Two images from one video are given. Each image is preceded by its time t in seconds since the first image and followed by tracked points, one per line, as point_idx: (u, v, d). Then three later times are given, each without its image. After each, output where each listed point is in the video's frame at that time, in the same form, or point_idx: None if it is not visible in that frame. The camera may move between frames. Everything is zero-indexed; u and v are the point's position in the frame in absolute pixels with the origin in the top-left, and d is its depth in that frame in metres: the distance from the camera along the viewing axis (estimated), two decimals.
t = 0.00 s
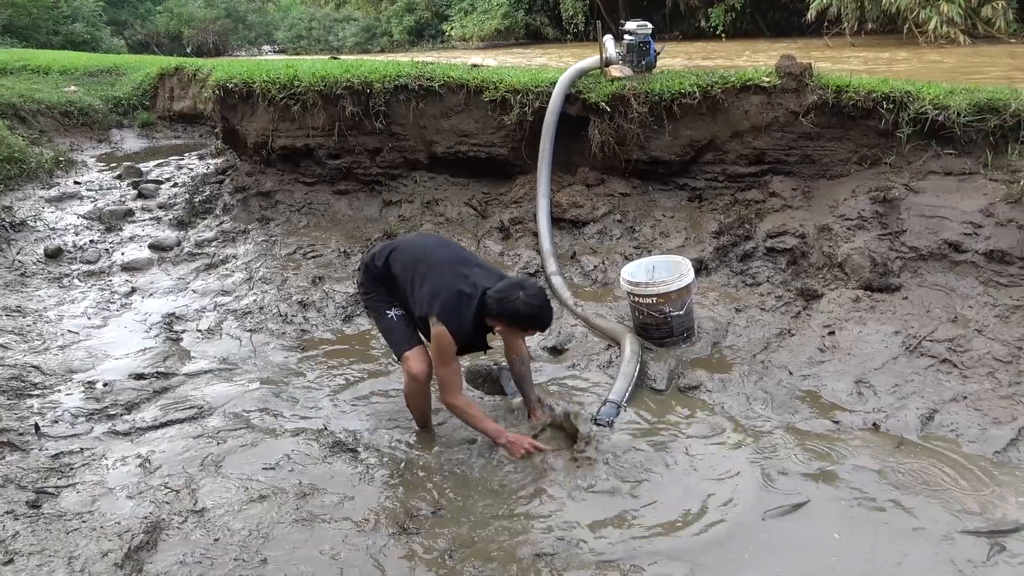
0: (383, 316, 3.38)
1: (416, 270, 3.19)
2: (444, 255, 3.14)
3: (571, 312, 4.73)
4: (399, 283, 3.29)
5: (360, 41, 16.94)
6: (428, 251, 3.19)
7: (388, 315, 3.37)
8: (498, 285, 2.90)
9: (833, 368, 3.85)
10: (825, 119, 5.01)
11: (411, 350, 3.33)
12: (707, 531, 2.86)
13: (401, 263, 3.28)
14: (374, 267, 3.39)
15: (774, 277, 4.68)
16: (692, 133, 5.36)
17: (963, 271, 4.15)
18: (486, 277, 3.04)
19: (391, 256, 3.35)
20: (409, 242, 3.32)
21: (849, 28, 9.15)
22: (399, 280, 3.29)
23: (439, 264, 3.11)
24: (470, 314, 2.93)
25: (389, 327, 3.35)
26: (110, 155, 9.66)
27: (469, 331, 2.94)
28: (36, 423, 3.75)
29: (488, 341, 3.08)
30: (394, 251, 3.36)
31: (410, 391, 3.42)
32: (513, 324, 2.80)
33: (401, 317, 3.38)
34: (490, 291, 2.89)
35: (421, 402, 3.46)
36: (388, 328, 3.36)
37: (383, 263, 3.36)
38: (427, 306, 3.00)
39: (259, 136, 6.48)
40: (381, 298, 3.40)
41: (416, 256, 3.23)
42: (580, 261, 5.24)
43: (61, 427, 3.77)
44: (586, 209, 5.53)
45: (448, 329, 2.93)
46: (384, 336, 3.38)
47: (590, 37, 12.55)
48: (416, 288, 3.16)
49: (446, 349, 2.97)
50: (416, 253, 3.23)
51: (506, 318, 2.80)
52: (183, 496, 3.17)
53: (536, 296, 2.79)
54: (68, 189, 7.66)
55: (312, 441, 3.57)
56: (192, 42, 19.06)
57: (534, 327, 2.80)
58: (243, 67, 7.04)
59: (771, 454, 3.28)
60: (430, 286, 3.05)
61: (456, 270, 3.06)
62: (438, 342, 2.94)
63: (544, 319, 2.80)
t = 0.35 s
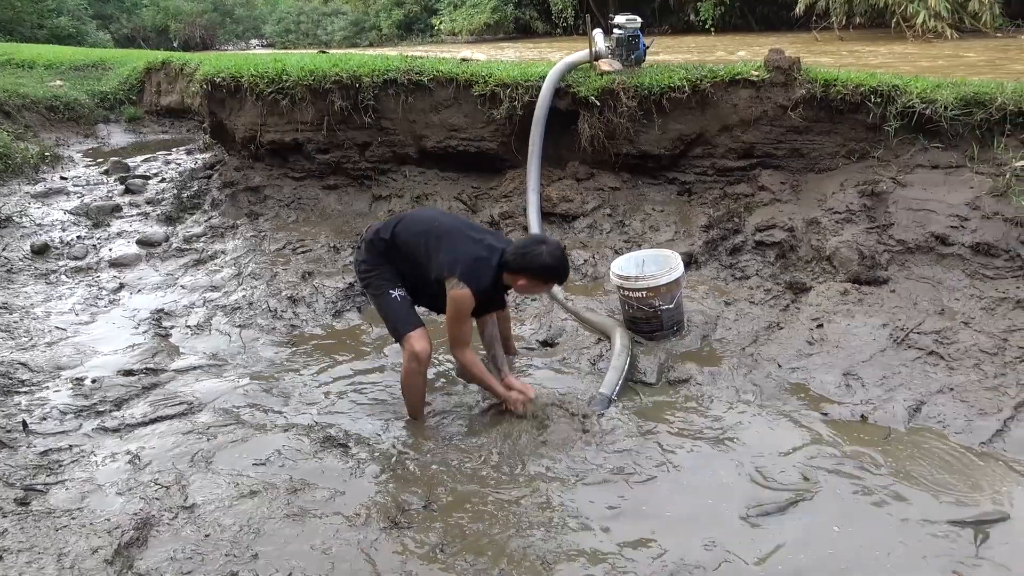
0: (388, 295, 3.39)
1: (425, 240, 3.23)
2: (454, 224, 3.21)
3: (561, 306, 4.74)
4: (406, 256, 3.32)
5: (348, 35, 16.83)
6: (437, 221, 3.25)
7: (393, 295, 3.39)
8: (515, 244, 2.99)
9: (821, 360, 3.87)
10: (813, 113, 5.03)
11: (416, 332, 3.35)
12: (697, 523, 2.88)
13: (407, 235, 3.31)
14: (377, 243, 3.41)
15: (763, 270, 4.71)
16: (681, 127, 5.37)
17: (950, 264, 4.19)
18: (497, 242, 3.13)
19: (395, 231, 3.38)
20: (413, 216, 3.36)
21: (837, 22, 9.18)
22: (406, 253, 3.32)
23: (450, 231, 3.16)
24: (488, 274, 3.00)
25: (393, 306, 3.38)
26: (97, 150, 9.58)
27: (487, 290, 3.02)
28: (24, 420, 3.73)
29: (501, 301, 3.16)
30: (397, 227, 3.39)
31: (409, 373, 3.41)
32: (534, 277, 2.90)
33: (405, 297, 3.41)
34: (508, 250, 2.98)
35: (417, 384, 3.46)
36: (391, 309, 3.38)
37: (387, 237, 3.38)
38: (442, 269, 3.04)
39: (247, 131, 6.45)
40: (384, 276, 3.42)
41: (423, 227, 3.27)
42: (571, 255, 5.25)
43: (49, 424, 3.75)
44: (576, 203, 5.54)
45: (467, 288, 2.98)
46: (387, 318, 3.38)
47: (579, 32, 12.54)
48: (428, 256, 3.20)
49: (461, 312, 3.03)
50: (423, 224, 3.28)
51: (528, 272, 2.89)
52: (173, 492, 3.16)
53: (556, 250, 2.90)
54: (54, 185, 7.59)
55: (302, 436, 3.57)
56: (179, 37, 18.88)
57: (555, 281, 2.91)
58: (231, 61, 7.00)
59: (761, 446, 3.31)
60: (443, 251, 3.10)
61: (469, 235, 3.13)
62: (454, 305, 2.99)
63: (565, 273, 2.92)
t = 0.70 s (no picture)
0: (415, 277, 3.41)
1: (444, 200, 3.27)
2: (465, 173, 3.27)
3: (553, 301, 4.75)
4: (428, 225, 3.36)
5: (338, 30, 16.73)
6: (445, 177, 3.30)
7: (416, 277, 3.42)
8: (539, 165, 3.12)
9: (811, 354, 3.90)
10: (803, 108, 5.05)
11: (433, 314, 3.44)
12: (691, 518, 2.89)
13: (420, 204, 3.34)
14: (394, 224, 3.43)
15: (753, 265, 4.73)
16: (672, 122, 5.38)
17: (938, 258, 4.23)
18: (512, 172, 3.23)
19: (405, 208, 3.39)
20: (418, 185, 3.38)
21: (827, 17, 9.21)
22: (427, 221, 3.35)
23: (466, 180, 3.23)
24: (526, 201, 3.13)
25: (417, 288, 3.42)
26: (85, 146, 9.52)
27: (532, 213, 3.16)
28: (13, 418, 3.71)
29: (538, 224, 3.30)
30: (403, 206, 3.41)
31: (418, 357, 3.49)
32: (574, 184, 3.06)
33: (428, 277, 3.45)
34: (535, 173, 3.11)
35: (421, 368, 3.52)
36: (414, 291, 3.42)
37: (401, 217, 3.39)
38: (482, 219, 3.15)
39: (237, 127, 6.42)
40: (410, 257, 3.43)
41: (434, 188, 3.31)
42: (562, 250, 5.26)
43: (39, 421, 3.73)
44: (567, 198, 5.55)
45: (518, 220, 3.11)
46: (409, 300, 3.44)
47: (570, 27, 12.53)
48: (455, 213, 3.26)
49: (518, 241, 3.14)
50: (432, 186, 3.32)
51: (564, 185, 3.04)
52: (165, 489, 3.15)
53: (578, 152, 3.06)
54: (42, 181, 7.54)
55: (294, 432, 3.57)
56: (168, 31, 18.71)
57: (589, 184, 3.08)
58: (220, 56, 6.96)
59: (750, 439, 3.33)
60: (471, 199, 3.18)
61: (487, 176, 3.21)
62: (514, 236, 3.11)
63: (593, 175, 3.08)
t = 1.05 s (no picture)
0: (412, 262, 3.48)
1: (444, 186, 3.32)
2: (466, 161, 3.32)
3: (542, 298, 4.76)
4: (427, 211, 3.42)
5: (326, 27, 16.59)
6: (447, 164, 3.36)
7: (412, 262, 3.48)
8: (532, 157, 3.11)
9: (798, 350, 3.92)
10: (790, 104, 5.07)
11: (422, 297, 3.45)
12: (681, 513, 2.91)
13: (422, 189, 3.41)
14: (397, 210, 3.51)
15: (741, 261, 4.75)
16: (660, 119, 5.40)
17: (923, 253, 4.27)
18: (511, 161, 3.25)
19: (408, 192, 3.47)
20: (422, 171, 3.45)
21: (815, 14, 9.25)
22: (428, 207, 3.42)
23: (466, 166, 3.28)
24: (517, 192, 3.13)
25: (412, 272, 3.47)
26: (71, 143, 9.43)
27: (521, 204, 3.13)
28: None
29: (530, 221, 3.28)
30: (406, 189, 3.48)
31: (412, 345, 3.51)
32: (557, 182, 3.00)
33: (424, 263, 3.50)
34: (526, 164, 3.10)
35: (414, 354, 3.54)
36: (410, 276, 3.46)
37: (404, 201, 3.47)
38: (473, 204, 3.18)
39: (224, 124, 6.39)
40: (410, 242, 3.49)
41: (436, 173, 3.37)
42: (551, 247, 5.28)
43: (25, 420, 3.71)
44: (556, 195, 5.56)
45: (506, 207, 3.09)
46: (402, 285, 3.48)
47: (559, 23, 12.52)
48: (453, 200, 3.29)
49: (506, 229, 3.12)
50: (435, 171, 3.39)
51: (550, 178, 3.00)
52: (153, 487, 3.14)
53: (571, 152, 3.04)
54: (27, 179, 7.47)
55: (284, 430, 3.56)
56: (154, 28, 18.33)
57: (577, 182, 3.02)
58: (207, 53, 6.91)
59: (738, 434, 3.35)
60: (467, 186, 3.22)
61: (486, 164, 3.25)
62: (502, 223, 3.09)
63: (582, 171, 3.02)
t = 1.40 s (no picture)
0: (376, 281, 3.41)
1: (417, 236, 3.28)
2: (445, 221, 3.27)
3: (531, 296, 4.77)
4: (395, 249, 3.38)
5: (314, 26, 16.48)
6: (426, 214, 3.33)
7: (379, 279, 3.41)
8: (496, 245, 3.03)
9: (786, 345, 3.95)
10: (778, 101, 5.10)
11: (403, 316, 3.36)
12: (670, 508, 2.92)
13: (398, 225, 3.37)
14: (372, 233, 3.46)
15: (729, 258, 4.78)
16: (648, 117, 5.41)
17: (910, 249, 4.31)
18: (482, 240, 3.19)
19: (386, 221, 3.42)
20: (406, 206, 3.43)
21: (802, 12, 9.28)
22: (395, 244, 3.37)
23: (442, 223, 3.24)
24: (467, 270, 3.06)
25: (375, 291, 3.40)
26: (57, 144, 9.36)
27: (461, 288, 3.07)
28: None
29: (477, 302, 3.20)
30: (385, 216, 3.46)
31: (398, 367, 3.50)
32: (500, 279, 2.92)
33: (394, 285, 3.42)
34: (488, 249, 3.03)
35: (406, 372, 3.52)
36: (379, 297, 3.38)
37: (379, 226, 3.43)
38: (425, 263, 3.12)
39: (212, 123, 6.36)
40: (374, 265, 3.45)
41: (415, 218, 3.34)
42: (541, 246, 5.29)
43: (13, 423, 3.68)
44: (545, 194, 5.57)
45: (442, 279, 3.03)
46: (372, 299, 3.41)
47: (547, 22, 12.52)
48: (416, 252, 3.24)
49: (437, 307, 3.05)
50: (415, 215, 3.35)
51: (499, 276, 2.91)
52: (143, 488, 3.13)
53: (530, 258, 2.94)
54: (13, 180, 7.41)
55: (274, 430, 3.56)
56: (140, 27, 18.00)
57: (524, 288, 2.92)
58: (194, 52, 6.87)
59: (728, 429, 3.38)
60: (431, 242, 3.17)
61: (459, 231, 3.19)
62: (432, 302, 3.03)
63: (533, 278, 2.93)
